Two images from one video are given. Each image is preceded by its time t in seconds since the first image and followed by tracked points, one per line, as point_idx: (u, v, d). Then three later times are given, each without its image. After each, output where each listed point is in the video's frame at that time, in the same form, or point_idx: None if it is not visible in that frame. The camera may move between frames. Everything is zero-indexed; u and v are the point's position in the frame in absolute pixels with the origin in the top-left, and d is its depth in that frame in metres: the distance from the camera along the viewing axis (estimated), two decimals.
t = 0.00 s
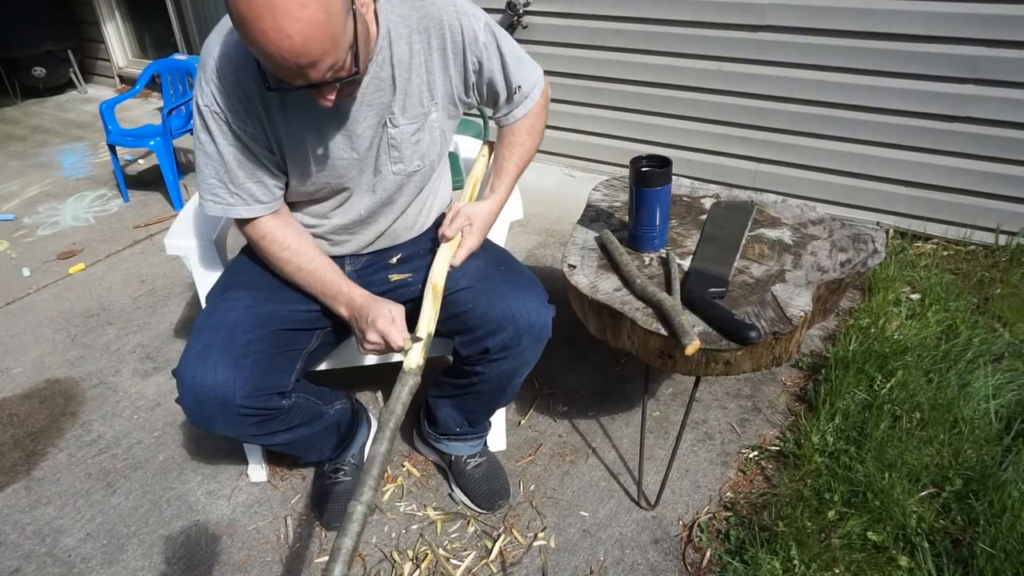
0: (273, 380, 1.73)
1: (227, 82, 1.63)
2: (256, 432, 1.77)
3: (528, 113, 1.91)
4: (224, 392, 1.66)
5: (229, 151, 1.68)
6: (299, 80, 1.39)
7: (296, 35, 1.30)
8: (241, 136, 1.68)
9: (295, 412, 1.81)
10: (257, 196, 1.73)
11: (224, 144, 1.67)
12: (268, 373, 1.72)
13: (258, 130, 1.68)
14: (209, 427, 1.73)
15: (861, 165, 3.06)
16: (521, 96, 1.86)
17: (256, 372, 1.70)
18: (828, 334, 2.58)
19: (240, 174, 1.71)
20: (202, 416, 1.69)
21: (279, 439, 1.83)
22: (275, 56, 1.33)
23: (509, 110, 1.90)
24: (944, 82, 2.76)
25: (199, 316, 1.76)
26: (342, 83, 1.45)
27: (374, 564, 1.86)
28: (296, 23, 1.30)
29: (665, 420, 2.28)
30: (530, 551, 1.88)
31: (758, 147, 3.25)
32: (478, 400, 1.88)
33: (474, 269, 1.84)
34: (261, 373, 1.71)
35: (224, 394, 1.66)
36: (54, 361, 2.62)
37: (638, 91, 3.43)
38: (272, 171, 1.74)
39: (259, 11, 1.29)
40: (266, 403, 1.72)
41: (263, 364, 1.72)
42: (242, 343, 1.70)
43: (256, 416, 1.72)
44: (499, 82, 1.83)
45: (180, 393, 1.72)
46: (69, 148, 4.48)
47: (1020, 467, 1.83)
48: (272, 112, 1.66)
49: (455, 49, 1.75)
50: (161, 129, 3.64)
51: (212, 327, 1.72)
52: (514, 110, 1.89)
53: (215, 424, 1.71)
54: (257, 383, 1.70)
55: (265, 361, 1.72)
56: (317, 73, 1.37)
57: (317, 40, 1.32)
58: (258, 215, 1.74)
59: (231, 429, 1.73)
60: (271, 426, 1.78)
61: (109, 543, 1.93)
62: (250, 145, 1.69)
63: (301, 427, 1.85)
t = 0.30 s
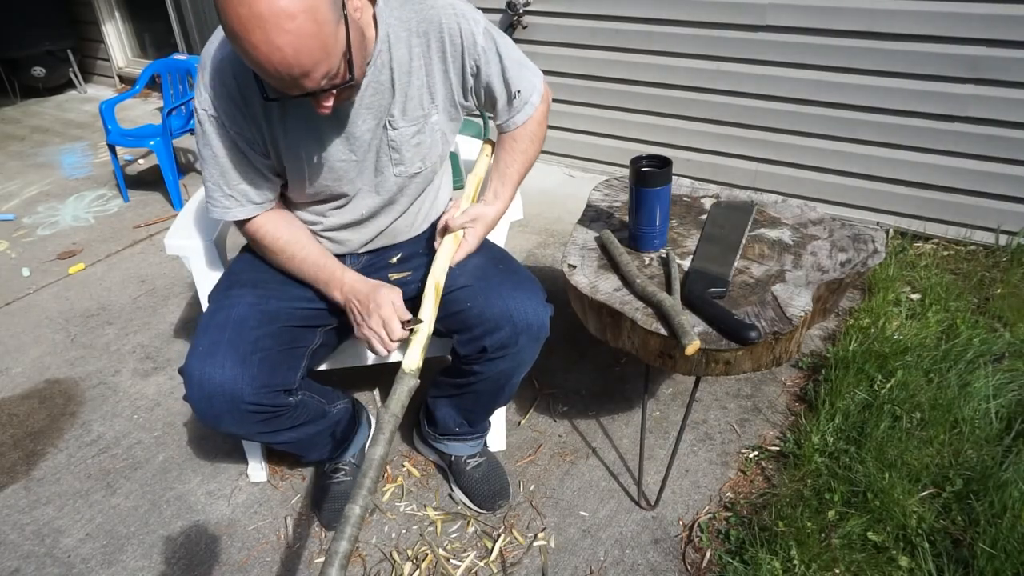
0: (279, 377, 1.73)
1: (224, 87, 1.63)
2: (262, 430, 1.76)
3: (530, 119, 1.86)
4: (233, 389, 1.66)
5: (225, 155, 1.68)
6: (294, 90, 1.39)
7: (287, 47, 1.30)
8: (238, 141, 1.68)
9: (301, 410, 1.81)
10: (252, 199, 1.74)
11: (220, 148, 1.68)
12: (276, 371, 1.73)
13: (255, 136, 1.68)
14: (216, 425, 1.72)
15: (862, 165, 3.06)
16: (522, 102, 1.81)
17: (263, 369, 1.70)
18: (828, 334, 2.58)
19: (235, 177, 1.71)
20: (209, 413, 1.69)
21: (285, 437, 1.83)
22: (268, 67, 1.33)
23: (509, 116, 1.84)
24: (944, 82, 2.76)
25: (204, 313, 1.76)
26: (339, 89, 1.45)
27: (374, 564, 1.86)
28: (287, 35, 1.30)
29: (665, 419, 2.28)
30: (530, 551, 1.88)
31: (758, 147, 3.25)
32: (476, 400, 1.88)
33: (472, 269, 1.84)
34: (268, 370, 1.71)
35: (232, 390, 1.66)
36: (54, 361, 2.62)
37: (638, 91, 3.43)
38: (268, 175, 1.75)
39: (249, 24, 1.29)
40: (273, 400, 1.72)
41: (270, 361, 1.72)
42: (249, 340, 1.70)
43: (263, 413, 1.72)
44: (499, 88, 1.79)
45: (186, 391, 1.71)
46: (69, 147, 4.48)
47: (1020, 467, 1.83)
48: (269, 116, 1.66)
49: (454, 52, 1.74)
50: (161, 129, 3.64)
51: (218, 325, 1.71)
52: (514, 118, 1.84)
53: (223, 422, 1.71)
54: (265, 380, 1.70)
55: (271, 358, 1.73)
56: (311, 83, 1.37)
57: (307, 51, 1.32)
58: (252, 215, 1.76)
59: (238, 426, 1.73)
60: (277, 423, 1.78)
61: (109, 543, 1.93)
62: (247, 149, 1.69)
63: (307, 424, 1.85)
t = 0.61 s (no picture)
0: (271, 378, 1.73)
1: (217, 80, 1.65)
2: (255, 430, 1.77)
3: (529, 121, 1.87)
4: (224, 388, 1.66)
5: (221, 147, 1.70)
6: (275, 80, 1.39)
7: (262, 38, 1.30)
8: (231, 127, 1.69)
9: (295, 410, 1.81)
10: (250, 194, 1.75)
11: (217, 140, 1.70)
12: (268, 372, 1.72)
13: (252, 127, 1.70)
14: (209, 424, 1.73)
15: (862, 166, 3.05)
16: (519, 103, 1.82)
17: (256, 369, 1.70)
18: (828, 334, 2.58)
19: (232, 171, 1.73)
20: (201, 413, 1.69)
21: (279, 437, 1.83)
22: (243, 57, 1.33)
23: (507, 117, 1.85)
24: (944, 82, 2.76)
25: (198, 313, 1.76)
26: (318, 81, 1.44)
27: (374, 564, 1.86)
28: (261, 25, 1.29)
29: (665, 419, 2.28)
30: (530, 551, 1.88)
31: (759, 147, 3.25)
32: (477, 399, 1.88)
33: (473, 267, 1.84)
34: (260, 371, 1.71)
35: (223, 390, 1.66)
36: (54, 361, 2.62)
37: (637, 91, 3.43)
38: (265, 169, 1.75)
39: (225, 15, 1.29)
40: (266, 401, 1.72)
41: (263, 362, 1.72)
42: (242, 340, 1.70)
43: (255, 413, 1.72)
44: (495, 88, 1.79)
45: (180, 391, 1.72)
46: (69, 148, 4.48)
47: (1020, 467, 1.83)
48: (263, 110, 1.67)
49: (447, 53, 1.73)
50: (161, 129, 3.64)
51: (211, 326, 1.72)
52: (511, 115, 1.84)
53: (215, 422, 1.71)
54: (256, 380, 1.70)
55: (264, 358, 1.73)
56: (288, 74, 1.37)
57: (284, 41, 1.31)
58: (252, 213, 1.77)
59: (231, 426, 1.73)
60: (270, 424, 1.78)
61: (109, 543, 1.93)
62: (242, 141, 1.71)
63: (302, 425, 1.85)
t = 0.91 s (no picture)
0: (275, 379, 1.73)
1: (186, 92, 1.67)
2: (259, 431, 1.77)
3: (504, 87, 1.85)
4: (228, 390, 1.66)
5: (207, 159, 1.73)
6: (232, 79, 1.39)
7: (210, 39, 1.30)
8: (211, 133, 1.70)
9: (298, 411, 1.81)
10: (240, 200, 1.75)
11: (201, 153, 1.72)
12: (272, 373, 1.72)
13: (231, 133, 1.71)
14: (213, 426, 1.73)
15: (863, 166, 3.05)
16: (489, 71, 1.81)
17: (259, 370, 1.70)
18: (828, 334, 2.58)
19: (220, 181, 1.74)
20: (206, 415, 1.69)
21: (282, 438, 1.83)
22: (197, 59, 1.33)
23: (481, 90, 1.84)
24: (944, 81, 2.76)
25: (201, 314, 1.76)
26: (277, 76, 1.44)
27: (374, 564, 1.86)
28: (207, 24, 1.29)
29: (665, 419, 2.28)
30: (530, 551, 1.87)
31: (759, 147, 3.25)
32: (480, 400, 1.88)
33: (474, 267, 1.83)
34: (264, 372, 1.71)
35: (227, 391, 1.66)
36: (54, 361, 2.62)
37: (637, 90, 3.43)
38: (250, 171, 1.76)
39: (170, 21, 1.29)
40: (269, 401, 1.72)
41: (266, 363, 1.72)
42: (245, 341, 1.70)
43: (260, 414, 1.72)
44: (461, 59, 1.77)
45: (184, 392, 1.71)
46: (69, 148, 4.47)
47: (1020, 467, 1.83)
48: (236, 110, 1.68)
49: (404, 28, 1.73)
50: (160, 129, 3.64)
51: (214, 327, 1.72)
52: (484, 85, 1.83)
53: (219, 423, 1.71)
54: (260, 381, 1.70)
55: (267, 359, 1.72)
56: (243, 71, 1.37)
57: (233, 39, 1.32)
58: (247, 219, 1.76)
59: (235, 427, 1.73)
60: (274, 425, 1.78)
61: (109, 543, 1.93)
62: (223, 148, 1.72)
63: (305, 425, 1.85)
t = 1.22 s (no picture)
0: (278, 376, 1.73)
1: (232, 77, 1.63)
2: (262, 428, 1.76)
3: (530, 122, 1.89)
4: (232, 386, 1.66)
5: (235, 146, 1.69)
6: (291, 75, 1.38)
7: (284, 31, 1.29)
8: (247, 123, 1.67)
9: (300, 409, 1.81)
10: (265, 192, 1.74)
11: (230, 139, 1.68)
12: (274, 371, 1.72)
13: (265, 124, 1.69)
14: (216, 423, 1.72)
15: (862, 166, 3.05)
16: (519, 104, 1.85)
17: (262, 366, 1.70)
18: (828, 334, 2.58)
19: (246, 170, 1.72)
20: (209, 412, 1.69)
21: (284, 436, 1.83)
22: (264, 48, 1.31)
23: (508, 119, 1.87)
24: (944, 81, 2.76)
25: (203, 311, 1.76)
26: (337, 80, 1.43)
27: (374, 565, 1.86)
28: (290, 17, 1.29)
29: (665, 419, 2.28)
30: (530, 551, 1.87)
31: (759, 147, 3.25)
32: (478, 399, 1.88)
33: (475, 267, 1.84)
34: (267, 368, 1.71)
35: (231, 388, 1.66)
36: (54, 361, 2.62)
37: (637, 90, 3.43)
38: (278, 164, 1.75)
39: (247, 7, 1.28)
40: (273, 398, 1.72)
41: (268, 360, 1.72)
42: (248, 338, 1.70)
43: (263, 411, 1.72)
44: (498, 83, 1.81)
45: (186, 390, 1.71)
46: (69, 147, 4.48)
47: (1020, 467, 1.83)
48: (278, 104, 1.67)
49: (455, 45, 1.75)
50: (160, 129, 3.64)
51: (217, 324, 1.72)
52: (512, 114, 1.86)
53: (223, 420, 1.71)
54: (263, 378, 1.70)
55: (270, 356, 1.72)
56: (308, 70, 1.36)
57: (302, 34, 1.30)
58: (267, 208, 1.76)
59: (238, 424, 1.73)
60: (277, 422, 1.78)
61: (109, 543, 1.93)
62: (255, 138, 1.70)
63: (306, 423, 1.85)
